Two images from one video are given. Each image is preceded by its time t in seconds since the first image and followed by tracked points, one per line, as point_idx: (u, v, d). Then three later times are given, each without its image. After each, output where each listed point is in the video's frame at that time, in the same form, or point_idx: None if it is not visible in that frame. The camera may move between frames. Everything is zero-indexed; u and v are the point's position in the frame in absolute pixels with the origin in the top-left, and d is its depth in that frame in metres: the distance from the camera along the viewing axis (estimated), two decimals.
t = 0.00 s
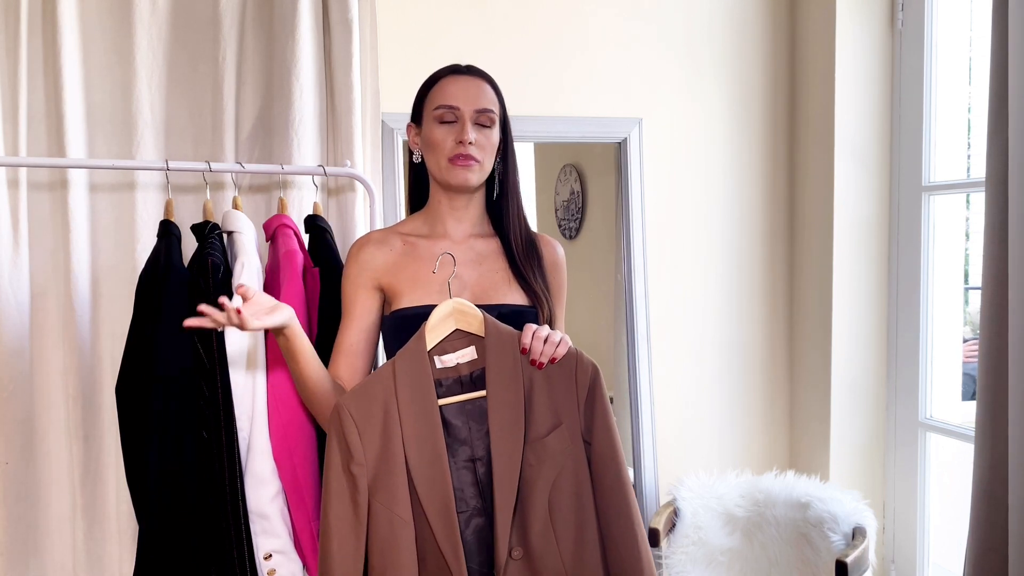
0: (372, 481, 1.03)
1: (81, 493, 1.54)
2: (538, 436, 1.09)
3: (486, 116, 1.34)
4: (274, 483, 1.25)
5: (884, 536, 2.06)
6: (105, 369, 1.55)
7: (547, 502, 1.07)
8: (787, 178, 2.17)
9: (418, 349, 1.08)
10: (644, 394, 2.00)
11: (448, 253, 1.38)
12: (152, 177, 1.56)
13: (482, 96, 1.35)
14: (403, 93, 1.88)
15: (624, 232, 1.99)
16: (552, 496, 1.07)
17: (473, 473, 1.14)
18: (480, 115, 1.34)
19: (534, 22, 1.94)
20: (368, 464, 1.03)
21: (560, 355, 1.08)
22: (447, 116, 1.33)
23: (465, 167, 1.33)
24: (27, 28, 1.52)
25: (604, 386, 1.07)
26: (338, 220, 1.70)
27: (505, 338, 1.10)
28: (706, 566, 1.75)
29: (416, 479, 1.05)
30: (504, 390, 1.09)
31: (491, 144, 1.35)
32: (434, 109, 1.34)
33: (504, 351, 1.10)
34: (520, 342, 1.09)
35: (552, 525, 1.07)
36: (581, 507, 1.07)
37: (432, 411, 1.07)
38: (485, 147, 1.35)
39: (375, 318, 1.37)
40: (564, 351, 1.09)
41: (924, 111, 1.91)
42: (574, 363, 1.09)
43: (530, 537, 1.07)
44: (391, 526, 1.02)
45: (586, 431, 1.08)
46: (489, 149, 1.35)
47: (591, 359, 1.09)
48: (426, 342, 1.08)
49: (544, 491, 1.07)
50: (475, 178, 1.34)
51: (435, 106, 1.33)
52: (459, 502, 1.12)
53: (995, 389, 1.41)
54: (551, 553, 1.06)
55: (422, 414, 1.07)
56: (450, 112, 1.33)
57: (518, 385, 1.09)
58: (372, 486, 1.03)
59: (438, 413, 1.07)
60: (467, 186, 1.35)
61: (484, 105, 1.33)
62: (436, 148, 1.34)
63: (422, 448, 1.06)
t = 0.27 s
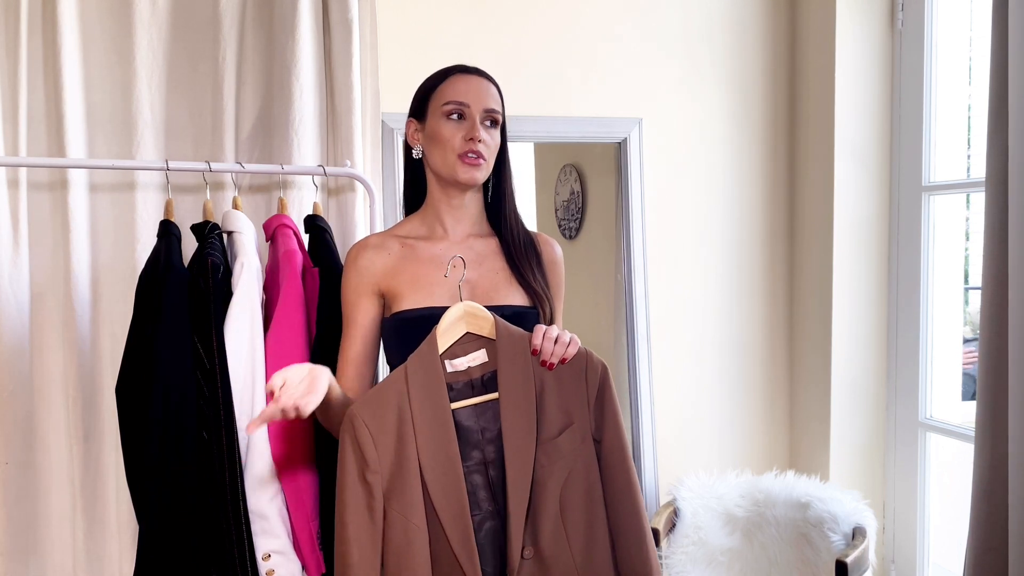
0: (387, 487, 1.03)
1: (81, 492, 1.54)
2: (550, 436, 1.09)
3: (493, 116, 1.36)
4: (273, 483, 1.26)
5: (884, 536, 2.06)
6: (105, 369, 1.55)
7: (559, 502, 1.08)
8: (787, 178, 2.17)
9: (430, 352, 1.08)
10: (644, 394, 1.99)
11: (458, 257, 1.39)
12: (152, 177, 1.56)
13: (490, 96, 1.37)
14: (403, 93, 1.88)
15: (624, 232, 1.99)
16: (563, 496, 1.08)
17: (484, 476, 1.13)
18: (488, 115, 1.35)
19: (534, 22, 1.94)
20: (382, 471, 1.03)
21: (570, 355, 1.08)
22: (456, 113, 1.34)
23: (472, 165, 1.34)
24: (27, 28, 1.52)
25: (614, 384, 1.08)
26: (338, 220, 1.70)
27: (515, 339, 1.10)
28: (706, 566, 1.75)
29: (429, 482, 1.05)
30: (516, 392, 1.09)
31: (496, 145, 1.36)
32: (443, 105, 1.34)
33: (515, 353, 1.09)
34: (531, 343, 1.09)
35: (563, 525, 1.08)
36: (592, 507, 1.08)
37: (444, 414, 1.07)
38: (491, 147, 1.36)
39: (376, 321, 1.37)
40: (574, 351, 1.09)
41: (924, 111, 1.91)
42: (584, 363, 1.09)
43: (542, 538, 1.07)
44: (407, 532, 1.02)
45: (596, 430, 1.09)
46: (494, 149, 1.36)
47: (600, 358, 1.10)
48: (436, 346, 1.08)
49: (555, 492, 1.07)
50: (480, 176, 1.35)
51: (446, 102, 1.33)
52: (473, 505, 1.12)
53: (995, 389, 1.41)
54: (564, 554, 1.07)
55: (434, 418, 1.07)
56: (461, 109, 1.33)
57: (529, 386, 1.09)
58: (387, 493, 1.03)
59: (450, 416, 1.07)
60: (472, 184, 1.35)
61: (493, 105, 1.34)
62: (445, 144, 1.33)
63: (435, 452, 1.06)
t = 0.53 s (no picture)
0: (393, 499, 1.04)
1: (81, 493, 1.54)
2: (553, 442, 1.09)
3: (492, 117, 1.36)
4: (273, 484, 1.26)
5: (884, 536, 2.06)
6: (105, 368, 1.55)
7: (564, 507, 1.08)
8: (787, 178, 2.17)
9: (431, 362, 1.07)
10: (644, 394, 1.99)
11: (457, 264, 1.37)
12: (152, 177, 1.56)
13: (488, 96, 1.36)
14: (403, 93, 1.88)
15: (624, 233, 1.99)
16: (568, 501, 1.08)
17: (488, 483, 1.12)
18: (487, 115, 1.35)
19: (534, 22, 1.94)
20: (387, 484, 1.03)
21: (571, 359, 1.08)
22: (455, 114, 1.34)
23: (471, 166, 1.34)
24: (27, 28, 1.52)
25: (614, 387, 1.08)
26: (338, 220, 1.70)
27: (515, 346, 1.10)
28: (706, 566, 1.75)
29: (433, 493, 1.06)
30: (518, 398, 1.09)
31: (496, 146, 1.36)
32: (442, 107, 1.34)
33: (517, 359, 1.10)
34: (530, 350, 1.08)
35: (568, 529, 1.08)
36: (596, 511, 1.08)
37: (448, 424, 1.07)
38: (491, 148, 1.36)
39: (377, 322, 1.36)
40: (574, 356, 1.08)
41: (924, 111, 1.91)
42: (584, 367, 1.09)
43: (547, 543, 1.07)
44: (415, 543, 1.03)
45: (598, 434, 1.09)
46: (494, 151, 1.36)
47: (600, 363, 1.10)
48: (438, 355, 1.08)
49: (559, 497, 1.08)
50: (479, 177, 1.35)
51: (444, 103, 1.33)
52: (477, 513, 1.11)
53: (995, 389, 1.41)
54: (569, 558, 1.07)
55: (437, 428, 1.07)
56: (460, 110, 1.33)
57: (531, 392, 1.09)
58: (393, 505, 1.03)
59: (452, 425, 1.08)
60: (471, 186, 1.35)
61: (492, 106, 1.34)
62: (443, 146, 1.34)
63: (439, 463, 1.07)
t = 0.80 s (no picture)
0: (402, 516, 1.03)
1: (81, 492, 1.54)
2: (561, 452, 1.09)
3: (485, 109, 1.35)
4: (273, 484, 1.26)
5: (884, 536, 2.06)
6: (105, 368, 1.55)
7: (573, 516, 1.08)
8: (787, 178, 2.17)
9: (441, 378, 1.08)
10: (644, 393, 1.99)
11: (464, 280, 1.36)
12: (152, 177, 1.56)
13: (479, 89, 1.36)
14: (403, 93, 1.88)
15: (624, 233, 1.99)
16: (577, 510, 1.08)
17: (497, 496, 1.13)
18: (479, 108, 1.35)
19: (534, 22, 1.94)
20: (397, 502, 1.02)
21: (578, 369, 1.09)
22: (446, 109, 1.34)
23: (466, 160, 1.33)
24: (27, 27, 1.52)
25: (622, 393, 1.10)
26: (338, 221, 1.70)
27: (525, 360, 1.09)
28: (706, 566, 1.75)
29: (443, 511, 1.05)
30: (528, 408, 1.08)
31: (490, 138, 1.36)
32: (432, 103, 1.35)
33: (524, 368, 1.09)
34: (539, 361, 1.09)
35: (578, 537, 1.08)
36: (606, 519, 1.08)
37: (457, 440, 1.06)
38: (485, 140, 1.35)
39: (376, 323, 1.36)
40: (581, 365, 1.09)
41: (924, 110, 1.91)
42: (592, 375, 1.10)
43: (557, 552, 1.07)
44: (424, 559, 1.02)
45: (607, 442, 1.10)
46: (488, 143, 1.35)
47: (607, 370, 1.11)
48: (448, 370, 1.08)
49: (569, 507, 1.08)
50: (475, 171, 1.34)
51: (434, 99, 1.34)
52: (489, 527, 1.12)
53: (995, 389, 1.41)
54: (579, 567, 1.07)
55: (448, 446, 1.06)
56: (450, 104, 1.34)
57: (540, 402, 1.09)
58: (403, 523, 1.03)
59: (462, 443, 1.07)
60: (467, 180, 1.35)
61: (482, 98, 1.34)
62: (436, 142, 1.34)
63: (449, 480, 1.06)
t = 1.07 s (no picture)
0: (385, 509, 1.04)
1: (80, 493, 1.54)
2: (549, 450, 1.09)
3: (471, 106, 1.34)
4: (273, 484, 1.26)
5: (884, 536, 2.06)
6: (105, 368, 1.55)
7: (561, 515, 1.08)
8: (787, 178, 2.17)
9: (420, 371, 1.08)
10: (644, 393, 1.99)
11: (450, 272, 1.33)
12: (152, 177, 1.56)
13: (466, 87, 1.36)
14: (403, 93, 1.88)
15: (624, 234, 1.99)
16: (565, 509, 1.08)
17: (484, 493, 1.13)
18: (464, 105, 1.34)
19: (534, 22, 1.94)
20: (379, 493, 1.04)
21: (566, 366, 1.09)
22: (431, 109, 1.34)
23: (450, 157, 1.33)
24: (27, 27, 1.52)
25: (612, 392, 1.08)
26: (338, 220, 1.70)
27: (509, 355, 1.10)
28: (706, 566, 1.75)
29: (426, 505, 1.06)
30: (512, 405, 1.09)
31: (476, 134, 1.34)
32: (419, 103, 1.36)
33: (509, 366, 1.10)
34: (524, 356, 1.09)
35: (566, 537, 1.08)
36: (596, 519, 1.08)
37: (438, 433, 1.07)
38: (470, 137, 1.34)
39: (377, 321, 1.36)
40: (569, 362, 1.09)
41: (924, 110, 1.91)
42: (582, 371, 1.09)
43: (545, 551, 1.07)
44: (408, 554, 1.02)
45: (597, 441, 1.09)
46: (474, 139, 1.34)
47: (597, 368, 1.10)
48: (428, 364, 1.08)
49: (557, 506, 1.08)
50: (460, 168, 1.34)
51: (420, 99, 1.35)
52: (473, 523, 1.12)
53: (995, 389, 1.41)
54: (567, 566, 1.07)
55: (428, 437, 1.07)
56: (434, 103, 1.34)
57: (526, 400, 1.09)
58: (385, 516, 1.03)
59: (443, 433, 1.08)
60: (453, 178, 1.34)
61: (466, 95, 1.33)
62: (422, 141, 1.35)
63: (431, 472, 1.07)
